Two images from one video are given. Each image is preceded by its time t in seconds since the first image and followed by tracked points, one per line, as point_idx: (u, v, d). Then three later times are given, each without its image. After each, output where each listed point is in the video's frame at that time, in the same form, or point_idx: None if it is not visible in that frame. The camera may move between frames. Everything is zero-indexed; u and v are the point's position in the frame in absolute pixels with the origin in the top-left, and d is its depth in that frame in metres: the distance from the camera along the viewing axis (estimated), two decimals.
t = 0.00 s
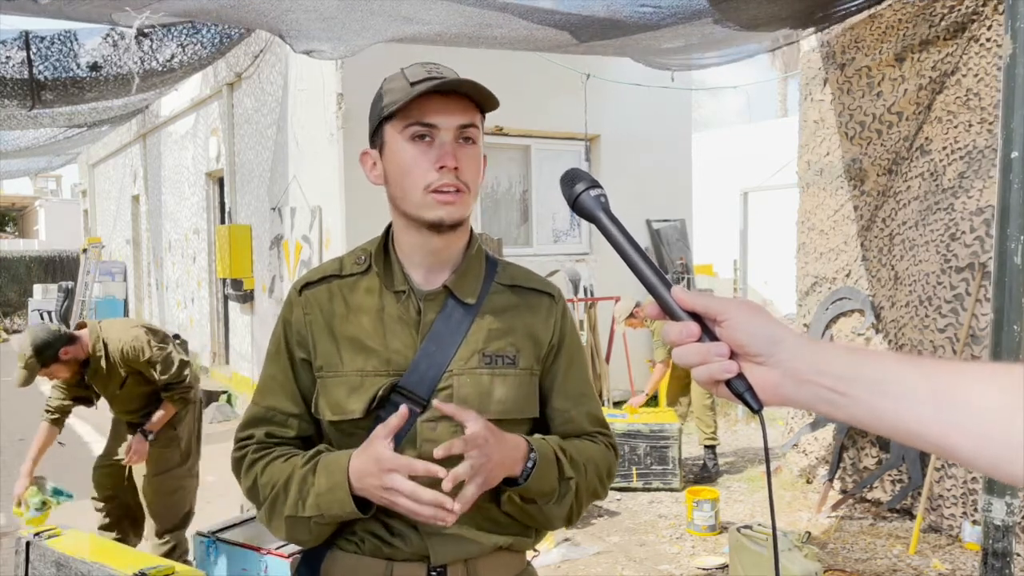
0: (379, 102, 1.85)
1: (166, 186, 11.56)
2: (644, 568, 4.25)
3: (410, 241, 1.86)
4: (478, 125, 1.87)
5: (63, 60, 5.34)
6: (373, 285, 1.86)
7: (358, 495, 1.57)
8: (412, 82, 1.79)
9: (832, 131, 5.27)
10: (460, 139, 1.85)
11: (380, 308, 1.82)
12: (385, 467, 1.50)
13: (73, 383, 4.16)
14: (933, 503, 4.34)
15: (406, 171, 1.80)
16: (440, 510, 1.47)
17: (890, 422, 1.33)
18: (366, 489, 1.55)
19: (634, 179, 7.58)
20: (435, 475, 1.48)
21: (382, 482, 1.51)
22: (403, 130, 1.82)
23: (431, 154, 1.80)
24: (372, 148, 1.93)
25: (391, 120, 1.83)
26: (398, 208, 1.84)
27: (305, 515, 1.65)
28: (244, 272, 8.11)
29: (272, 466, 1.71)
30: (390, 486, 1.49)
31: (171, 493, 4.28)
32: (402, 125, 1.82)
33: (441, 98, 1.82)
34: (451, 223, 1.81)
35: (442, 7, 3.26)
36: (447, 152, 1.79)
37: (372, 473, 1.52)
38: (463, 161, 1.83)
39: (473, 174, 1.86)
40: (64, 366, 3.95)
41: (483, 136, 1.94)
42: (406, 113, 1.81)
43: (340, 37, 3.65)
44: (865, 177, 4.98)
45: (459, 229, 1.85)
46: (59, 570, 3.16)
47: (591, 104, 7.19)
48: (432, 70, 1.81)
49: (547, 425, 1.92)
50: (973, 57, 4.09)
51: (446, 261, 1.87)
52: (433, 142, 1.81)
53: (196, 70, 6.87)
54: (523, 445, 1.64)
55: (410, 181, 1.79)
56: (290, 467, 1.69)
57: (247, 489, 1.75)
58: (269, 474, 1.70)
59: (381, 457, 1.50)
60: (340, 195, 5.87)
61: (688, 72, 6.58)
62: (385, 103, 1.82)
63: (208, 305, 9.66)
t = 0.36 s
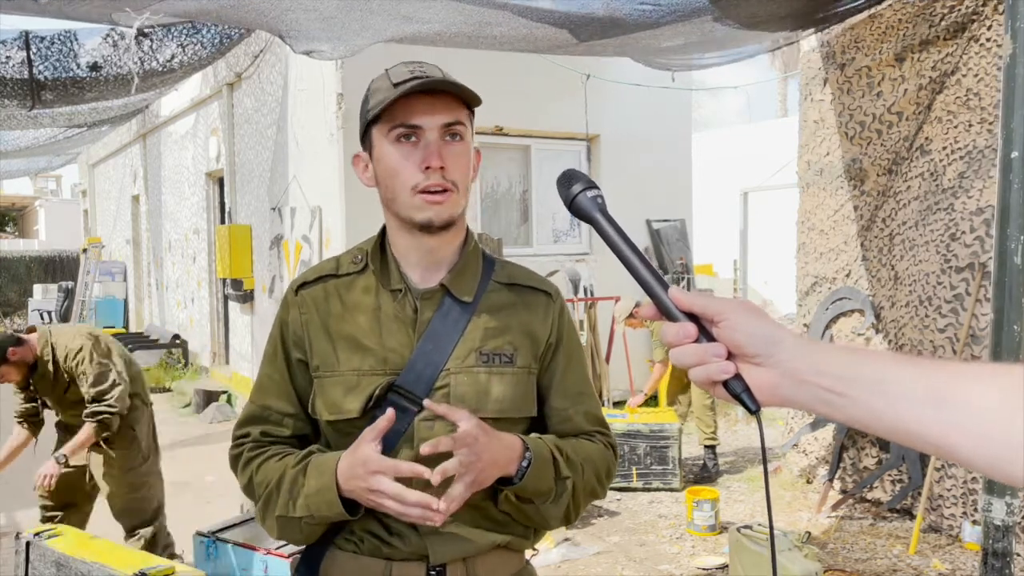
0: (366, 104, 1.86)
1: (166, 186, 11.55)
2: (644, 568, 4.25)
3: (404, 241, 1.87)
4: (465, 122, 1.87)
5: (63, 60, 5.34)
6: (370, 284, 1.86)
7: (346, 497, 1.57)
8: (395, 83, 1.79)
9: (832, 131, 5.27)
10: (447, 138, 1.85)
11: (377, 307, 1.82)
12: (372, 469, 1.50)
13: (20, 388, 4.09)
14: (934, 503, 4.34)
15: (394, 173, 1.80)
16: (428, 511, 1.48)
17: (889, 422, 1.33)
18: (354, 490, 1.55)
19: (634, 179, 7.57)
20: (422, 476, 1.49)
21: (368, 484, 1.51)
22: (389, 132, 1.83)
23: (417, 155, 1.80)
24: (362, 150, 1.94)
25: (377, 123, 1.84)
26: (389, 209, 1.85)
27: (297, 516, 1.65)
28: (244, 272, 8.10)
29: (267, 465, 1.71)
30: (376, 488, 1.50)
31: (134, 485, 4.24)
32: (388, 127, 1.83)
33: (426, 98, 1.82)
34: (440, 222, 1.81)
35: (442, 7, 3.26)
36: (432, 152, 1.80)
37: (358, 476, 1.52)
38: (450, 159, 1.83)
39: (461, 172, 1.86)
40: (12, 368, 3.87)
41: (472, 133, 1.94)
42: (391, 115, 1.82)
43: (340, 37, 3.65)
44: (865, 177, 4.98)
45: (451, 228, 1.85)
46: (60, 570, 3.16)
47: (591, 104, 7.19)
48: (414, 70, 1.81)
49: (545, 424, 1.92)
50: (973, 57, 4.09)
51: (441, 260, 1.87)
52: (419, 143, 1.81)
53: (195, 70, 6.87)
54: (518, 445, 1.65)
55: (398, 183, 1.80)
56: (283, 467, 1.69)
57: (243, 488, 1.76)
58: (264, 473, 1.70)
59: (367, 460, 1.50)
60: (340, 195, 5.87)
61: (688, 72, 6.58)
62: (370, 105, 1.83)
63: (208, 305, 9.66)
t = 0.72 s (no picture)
0: (365, 104, 1.86)
1: (166, 186, 11.55)
2: (644, 568, 4.25)
3: (403, 241, 1.87)
4: (464, 123, 1.87)
5: (63, 59, 5.34)
6: (369, 284, 1.86)
7: (345, 493, 1.57)
8: (395, 83, 1.79)
9: (832, 131, 5.27)
10: (446, 138, 1.85)
11: (376, 307, 1.82)
12: (371, 464, 1.50)
13: None
14: (934, 503, 4.34)
15: (393, 173, 1.80)
16: (427, 504, 1.47)
17: (888, 423, 1.33)
18: (353, 487, 1.55)
19: (634, 179, 7.57)
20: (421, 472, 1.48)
21: (367, 480, 1.51)
22: (388, 132, 1.82)
23: (417, 155, 1.80)
24: (361, 150, 1.93)
25: (376, 123, 1.83)
26: (388, 209, 1.85)
27: (296, 514, 1.65)
28: (244, 272, 8.10)
29: (265, 465, 1.71)
30: (376, 483, 1.50)
31: (106, 475, 4.24)
32: (388, 127, 1.82)
33: (425, 98, 1.82)
34: (439, 223, 1.81)
35: (442, 7, 3.26)
36: (432, 153, 1.80)
37: (357, 471, 1.52)
38: (450, 160, 1.83)
39: (460, 172, 1.86)
40: None
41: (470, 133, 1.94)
42: (391, 114, 1.82)
43: (340, 38, 3.65)
44: (865, 177, 4.98)
45: (449, 228, 1.85)
46: (59, 570, 3.16)
47: (591, 104, 7.19)
48: (414, 70, 1.81)
49: (543, 424, 1.92)
50: (973, 57, 4.09)
51: (439, 260, 1.87)
52: (418, 143, 1.81)
53: (195, 70, 6.88)
54: (519, 440, 1.65)
55: (397, 184, 1.80)
56: (282, 466, 1.69)
57: (241, 488, 1.76)
58: (262, 472, 1.70)
59: (366, 455, 1.51)
60: (340, 195, 5.87)
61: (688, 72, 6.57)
62: (370, 105, 1.83)
63: (208, 305, 9.66)
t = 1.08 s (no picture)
0: (365, 103, 1.85)
1: (166, 186, 11.55)
2: (644, 567, 4.25)
3: (402, 241, 1.87)
4: (465, 123, 1.87)
5: (63, 59, 5.34)
6: (369, 284, 1.86)
7: (353, 492, 1.57)
8: (396, 83, 1.79)
9: (832, 131, 5.27)
10: (448, 138, 1.85)
11: (376, 307, 1.82)
12: (384, 462, 1.50)
13: None
14: (934, 503, 4.34)
15: (394, 173, 1.80)
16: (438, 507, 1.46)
17: (889, 422, 1.33)
18: (363, 485, 1.55)
19: (634, 179, 7.57)
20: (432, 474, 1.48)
21: (380, 477, 1.51)
22: (389, 132, 1.82)
23: (418, 155, 1.80)
24: (360, 149, 1.93)
25: (377, 122, 1.83)
26: (388, 208, 1.85)
27: (298, 514, 1.65)
28: (244, 272, 8.10)
29: (265, 465, 1.71)
30: (388, 481, 1.49)
31: (99, 475, 4.25)
32: (389, 127, 1.82)
33: (426, 99, 1.82)
34: (440, 223, 1.82)
35: (442, 7, 3.26)
36: (433, 154, 1.80)
37: (371, 469, 1.52)
38: (451, 160, 1.84)
39: (461, 172, 1.87)
40: None
41: (470, 133, 1.94)
42: (392, 114, 1.81)
43: (340, 39, 3.66)
44: (865, 177, 4.98)
45: (450, 228, 1.86)
46: (59, 570, 3.16)
47: (591, 104, 7.19)
48: (416, 70, 1.81)
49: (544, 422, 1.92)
50: (973, 57, 4.09)
51: (438, 259, 1.88)
52: (419, 143, 1.82)
53: (195, 70, 6.88)
54: (529, 428, 1.68)
55: (399, 184, 1.80)
56: (283, 466, 1.69)
57: (240, 489, 1.75)
58: (263, 472, 1.70)
59: (380, 453, 1.50)
60: (340, 195, 5.88)
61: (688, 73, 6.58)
62: (370, 105, 1.83)
63: (208, 305, 9.66)
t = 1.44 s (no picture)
0: (367, 103, 1.85)
1: (166, 186, 11.55)
2: (644, 568, 4.25)
3: (403, 240, 1.87)
4: (468, 123, 1.88)
5: (63, 60, 5.34)
6: (369, 285, 1.86)
7: (359, 493, 1.57)
8: (400, 83, 1.79)
9: (832, 131, 5.28)
10: (451, 138, 1.86)
11: (376, 308, 1.82)
12: (393, 465, 1.50)
13: None
14: (934, 503, 4.34)
15: (398, 173, 1.81)
16: (446, 513, 1.47)
17: (889, 421, 1.33)
18: (369, 488, 1.54)
19: (635, 179, 7.57)
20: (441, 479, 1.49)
21: (387, 479, 1.50)
22: (393, 132, 1.82)
23: (422, 155, 1.81)
24: (360, 148, 1.92)
25: (380, 122, 1.83)
26: (390, 208, 1.86)
27: (303, 514, 1.65)
28: (244, 272, 8.10)
29: (267, 467, 1.71)
30: (396, 484, 1.49)
31: (94, 471, 4.24)
32: (393, 126, 1.82)
33: (430, 98, 1.82)
34: (443, 223, 1.83)
35: (442, 7, 3.26)
36: (438, 153, 1.81)
37: (378, 472, 1.52)
38: (454, 160, 1.85)
39: (463, 172, 1.88)
40: None
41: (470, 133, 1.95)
42: (396, 114, 1.81)
43: (340, 39, 3.66)
44: (865, 177, 4.98)
45: (451, 228, 1.87)
46: (60, 569, 3.16)
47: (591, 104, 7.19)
48: (420, 70, 1.81)
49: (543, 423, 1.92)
50: (973, 57, 4.09)
51: (439, 259, 1.88)
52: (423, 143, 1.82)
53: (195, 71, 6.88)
54: (530, 430, 1.68)
55: (403, 183, 1.81)
56: (285, 467, 1.69)
57: (242, 492, 1.75)
58: (264, 474, 1.70)
59: (389, 456, 1.51)
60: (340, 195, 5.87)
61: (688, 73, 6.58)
62: (373, 104, 1.82)
63: (208, 305, 9.66)
